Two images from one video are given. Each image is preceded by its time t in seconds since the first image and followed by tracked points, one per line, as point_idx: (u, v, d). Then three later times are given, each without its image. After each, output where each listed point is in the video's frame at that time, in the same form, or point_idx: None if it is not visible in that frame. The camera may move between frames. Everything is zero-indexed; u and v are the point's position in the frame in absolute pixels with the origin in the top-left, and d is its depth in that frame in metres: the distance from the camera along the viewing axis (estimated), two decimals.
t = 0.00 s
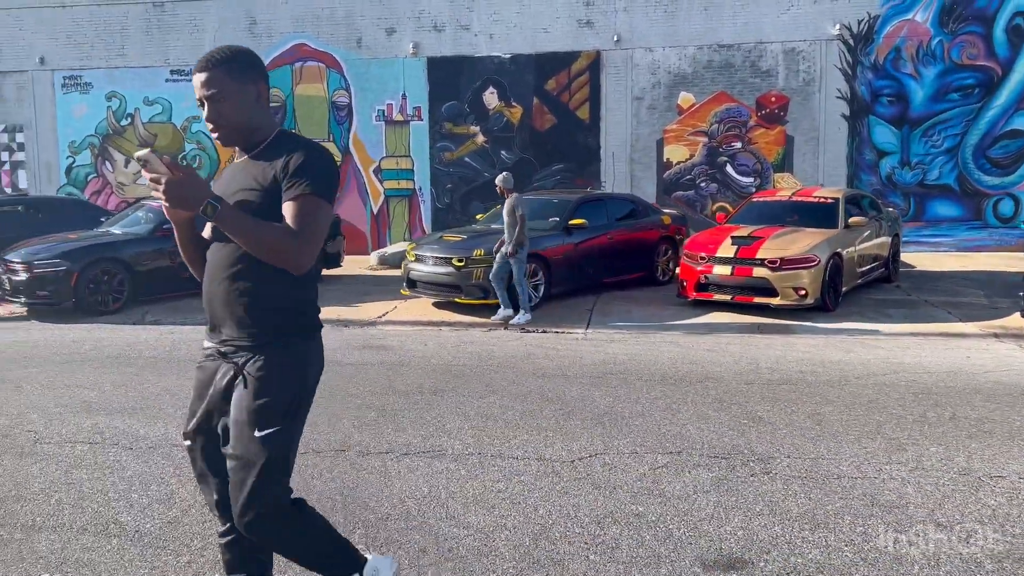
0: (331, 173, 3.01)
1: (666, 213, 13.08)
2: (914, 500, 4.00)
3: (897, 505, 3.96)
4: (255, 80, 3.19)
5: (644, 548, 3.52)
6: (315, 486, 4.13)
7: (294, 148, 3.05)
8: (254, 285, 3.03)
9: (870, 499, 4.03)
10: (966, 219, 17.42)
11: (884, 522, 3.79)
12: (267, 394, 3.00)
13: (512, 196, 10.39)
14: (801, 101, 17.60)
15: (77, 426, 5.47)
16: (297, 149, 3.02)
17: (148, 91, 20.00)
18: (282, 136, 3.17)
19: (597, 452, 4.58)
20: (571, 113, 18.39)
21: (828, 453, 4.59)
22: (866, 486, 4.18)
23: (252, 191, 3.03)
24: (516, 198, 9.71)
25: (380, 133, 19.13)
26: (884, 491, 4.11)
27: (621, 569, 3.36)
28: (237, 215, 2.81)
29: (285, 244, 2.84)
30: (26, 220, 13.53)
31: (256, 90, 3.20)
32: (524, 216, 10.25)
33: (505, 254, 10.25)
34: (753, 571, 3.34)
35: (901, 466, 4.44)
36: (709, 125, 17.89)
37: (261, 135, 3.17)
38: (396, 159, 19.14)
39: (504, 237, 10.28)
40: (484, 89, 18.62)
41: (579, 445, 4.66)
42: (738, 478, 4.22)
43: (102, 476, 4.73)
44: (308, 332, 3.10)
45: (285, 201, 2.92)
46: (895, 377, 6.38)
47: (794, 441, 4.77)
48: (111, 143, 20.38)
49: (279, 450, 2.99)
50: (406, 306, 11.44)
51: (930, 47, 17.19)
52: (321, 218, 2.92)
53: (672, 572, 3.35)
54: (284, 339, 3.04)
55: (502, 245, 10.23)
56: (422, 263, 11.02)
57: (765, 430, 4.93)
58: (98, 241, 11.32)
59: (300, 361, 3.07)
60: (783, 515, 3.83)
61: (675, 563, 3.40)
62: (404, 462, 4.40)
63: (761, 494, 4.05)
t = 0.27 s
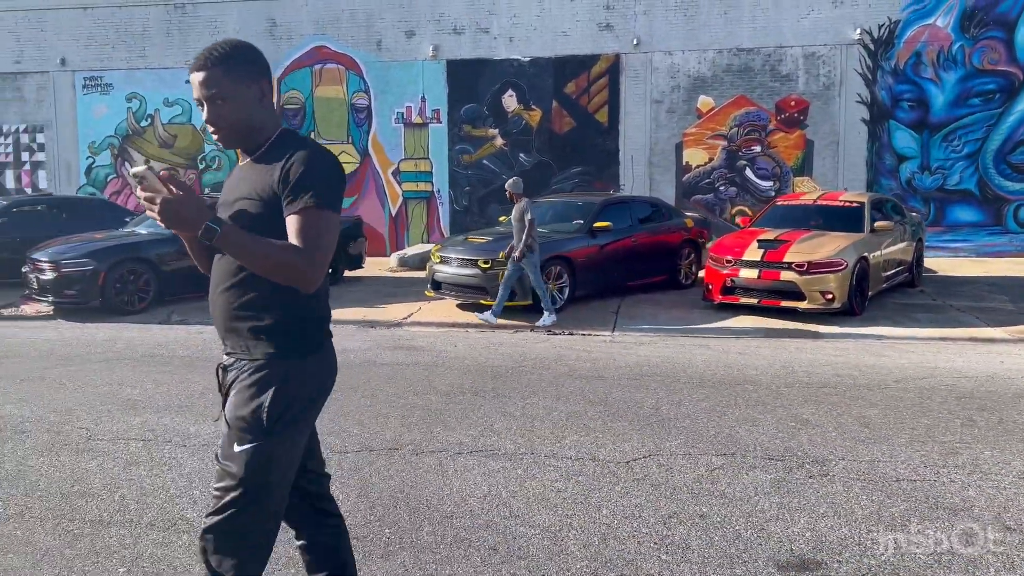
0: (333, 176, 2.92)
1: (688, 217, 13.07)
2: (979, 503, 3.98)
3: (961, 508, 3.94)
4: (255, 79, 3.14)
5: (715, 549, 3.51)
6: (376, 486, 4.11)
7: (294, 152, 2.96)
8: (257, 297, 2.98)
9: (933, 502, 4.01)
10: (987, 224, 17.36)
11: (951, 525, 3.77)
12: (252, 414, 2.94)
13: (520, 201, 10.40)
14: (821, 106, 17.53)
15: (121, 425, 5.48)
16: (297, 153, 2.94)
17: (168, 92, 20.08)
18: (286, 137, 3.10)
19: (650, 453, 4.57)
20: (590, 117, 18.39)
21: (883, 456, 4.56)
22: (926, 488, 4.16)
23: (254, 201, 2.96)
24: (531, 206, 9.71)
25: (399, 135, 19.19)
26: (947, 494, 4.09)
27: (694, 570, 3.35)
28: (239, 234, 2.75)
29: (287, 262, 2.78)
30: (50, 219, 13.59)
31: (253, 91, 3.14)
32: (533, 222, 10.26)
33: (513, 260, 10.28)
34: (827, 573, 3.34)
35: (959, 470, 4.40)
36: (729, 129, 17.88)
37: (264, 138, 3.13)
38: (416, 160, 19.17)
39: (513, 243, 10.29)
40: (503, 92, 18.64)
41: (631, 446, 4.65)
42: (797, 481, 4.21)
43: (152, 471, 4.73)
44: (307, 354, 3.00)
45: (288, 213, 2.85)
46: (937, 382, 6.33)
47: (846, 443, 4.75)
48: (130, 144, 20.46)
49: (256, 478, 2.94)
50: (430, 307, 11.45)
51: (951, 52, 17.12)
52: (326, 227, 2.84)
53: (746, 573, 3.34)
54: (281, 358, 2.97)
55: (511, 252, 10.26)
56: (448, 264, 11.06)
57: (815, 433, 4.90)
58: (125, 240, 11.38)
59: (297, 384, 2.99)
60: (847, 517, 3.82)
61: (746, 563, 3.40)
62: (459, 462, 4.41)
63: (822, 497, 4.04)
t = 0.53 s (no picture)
0: (308, 193, 2.68)
1: (703, 219, 13.08)
2: None
3: (1012, 512, 3.96)
4: (236, 77, 2.88)
5: (775, 552, 3.53)
6: (429, 487, 4.15)
7: (266, 163, 2.70)
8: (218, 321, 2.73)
9: (982, 505, 4.04)
10: (998, 228, 17.37)
11: (1003, 529, 3.79)
12: (198, 444, 2.65)
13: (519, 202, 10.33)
14: (832, 109, 17.58)
15: (155, 426, 5.49)
16: (270, 164, 2.68)
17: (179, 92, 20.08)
18: (261, 143, 2.84)
19: (694, 455, 4.60)
20: (601, 119, 18.44)
21: (924, 460, 4.59)
22: (972, 493, 4.19)
23: (221, 217, 2.70)
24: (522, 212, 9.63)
25: (410, 137, 19.24)
26: (996, 498, 4.11)
27: (758, 572, 3.38)
28: (202, 265, 2.57)
29: (257, 291, 2.57)
30: (65, 219, 13.61)
31: (230, 91, 2.86)
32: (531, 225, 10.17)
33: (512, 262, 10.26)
34: None
35: (1003, 474, 4.42)
36: (740, 132, 17.92)
37: (240, 143, 2.85)
38: (426, 162, 19.22)
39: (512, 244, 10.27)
40: (515, 94, 18.69)
41: (675, 449, 4.68)
42: (844, 484, 4.24)
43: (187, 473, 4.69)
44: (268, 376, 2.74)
45: (258, 234, 2.61)
46: (967, 386, 6.35)
47: (885, 447, 4.77)
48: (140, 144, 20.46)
49: (197, 519, 2.63)
50: (446, 309, 11.47)
51: (963, 56, 17.15)
52: (303, 251, 2.63)
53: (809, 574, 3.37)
54: (236, 385, 2.70)
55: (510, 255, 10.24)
56: (466, 266, 11.07)
57: (854, 437, 4.93)
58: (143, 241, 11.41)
59: (254, 410, 2.71)
60: (900, 521, 3.85)
61: (808, 565, 3.43)
62: (504, 463, 4.45)
63: (872, 500, 4.06)
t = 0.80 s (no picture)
0: (247, 164, 2.42)
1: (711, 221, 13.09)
2: None
3: None
4: (178, 51, 2.64)
5: (826, 552, 3.54)
6: (469, 487, 4.16)
7: (204, 136, 2.46)
8: (175, 322, 2.51)
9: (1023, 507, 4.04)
10: (1001, 231, 17.42)
11: None
12: (193, 459, 2.48)
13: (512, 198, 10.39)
14: (837, 112, 17.60)
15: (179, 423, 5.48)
16: (206, 139, 2.44)
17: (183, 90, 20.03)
18: (204, 119, 2.58)
19: (730, 456, 4.61)
20: (606, 120, 18.45)
21: (959, 461, 4.60)
22: (1011, 494, 4.20)
23: (159, 199, 2.46)
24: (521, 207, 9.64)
25: (415, 137, 19.24)
26: None
27: (812, 572, 3.38)
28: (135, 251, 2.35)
29: (190, 275, 2.29)
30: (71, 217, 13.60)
31: (174, 62, 2.62)
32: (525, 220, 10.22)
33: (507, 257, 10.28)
34: None
35: None
36: (745, 134, 17.94)
37: (182, 119, 2.60)
38: (430, 162, 19.22)
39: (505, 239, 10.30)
40: (520, 95, 18.70)
41: (709, 450, 4.68)
42: (884, 485, 4.25)
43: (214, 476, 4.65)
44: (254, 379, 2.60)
45: (193, 211, 2.36)
46: (990, 388, 6.36)
47: (918, 448, 4.78)
48: (144, 142, 20.42)
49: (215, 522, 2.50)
50: (456, 309, 11.48)
51: (968, 60, 17.20)
52: (240, 223, 2.33)
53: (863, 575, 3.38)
54: (219, 386, 2.53)
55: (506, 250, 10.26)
56: (476, 266, 11.08)
57: (884, 438, 4.93)
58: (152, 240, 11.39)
59: (242, 412, 2.55)
60: (946, 523, 3.85)
61: (861, 568, 3.43)
62: (539, 463, 4.46)
63: (914, 502, 4.07)
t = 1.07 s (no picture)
0: (181, 166, 2.20)
1: (718, 220, 13.08)
2: None
3: None
4: (107, 38, 2.38)
5: (884, 551, 3.53)
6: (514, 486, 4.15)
7: (134, 135, 2.24)
8: (106, 342, 2.30)
9: None
10: (1003, 231, 17.46)
11: None
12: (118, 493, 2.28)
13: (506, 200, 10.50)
14: (840, 112, 17.63)
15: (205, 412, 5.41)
16: (136, 137, 2.22)
17: (184, 89, 19.92)
18: (135, 117, 2.34)
19: (772, 454, 4.60)
20: (609, 120, 18.44)
21: (1000, 459, 4.58)
22: None
23: (82, 204, 2.23)
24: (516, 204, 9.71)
25: (417, 136, 19.21)
26: None
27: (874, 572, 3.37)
28: (56, 263, 2.14)
29: (115, 291, 2.08)
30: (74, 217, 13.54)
31: (101, 55, 2.36)
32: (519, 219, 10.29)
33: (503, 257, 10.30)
34: None
35: None
36: (748, 133, 17.95)
37: (112, 117, 2.36)
38: (433, 161, 19.19)
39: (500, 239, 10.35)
40: (523, 94, 18.68)
41: (748, 448, 4.66)
42: (930, 483, 4.23)
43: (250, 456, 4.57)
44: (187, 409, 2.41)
45: (119, 218, 2.13)
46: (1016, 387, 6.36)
47: (956, 446, 4.77)
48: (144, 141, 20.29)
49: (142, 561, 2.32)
50: (465, 308, 11.46)
51: (970, 60, 17.23)
52: (169, 231, 2.12)
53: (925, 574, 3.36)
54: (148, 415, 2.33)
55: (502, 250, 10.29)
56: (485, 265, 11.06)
57: (920, 436, 4.92)
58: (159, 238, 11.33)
59: (177, 446, 2.39)
60: (999, 521, 3.83)
61: (921, 566, 3.41)
62: (579, 463, 4.44)
63: (962, 499, 4.05)
